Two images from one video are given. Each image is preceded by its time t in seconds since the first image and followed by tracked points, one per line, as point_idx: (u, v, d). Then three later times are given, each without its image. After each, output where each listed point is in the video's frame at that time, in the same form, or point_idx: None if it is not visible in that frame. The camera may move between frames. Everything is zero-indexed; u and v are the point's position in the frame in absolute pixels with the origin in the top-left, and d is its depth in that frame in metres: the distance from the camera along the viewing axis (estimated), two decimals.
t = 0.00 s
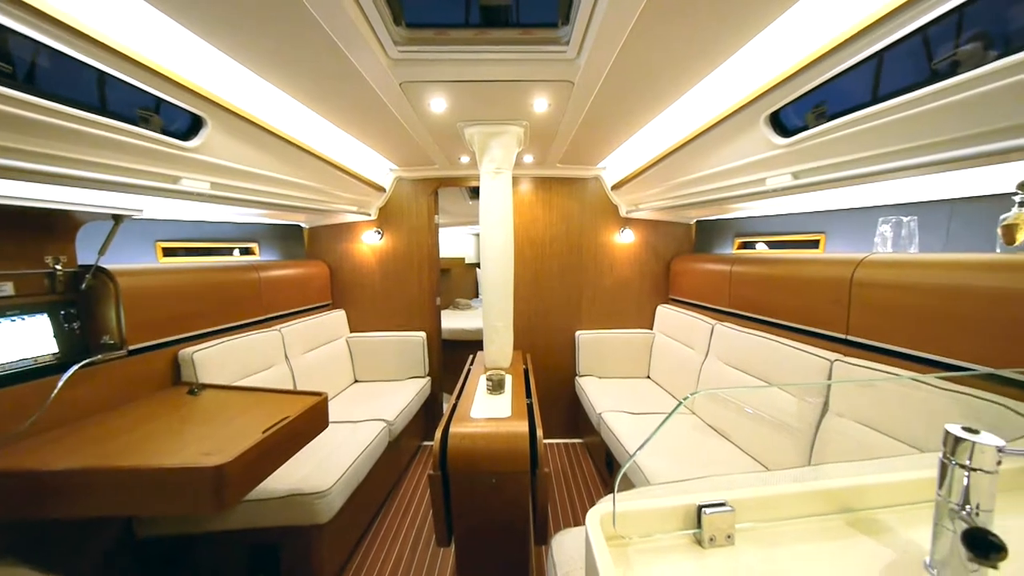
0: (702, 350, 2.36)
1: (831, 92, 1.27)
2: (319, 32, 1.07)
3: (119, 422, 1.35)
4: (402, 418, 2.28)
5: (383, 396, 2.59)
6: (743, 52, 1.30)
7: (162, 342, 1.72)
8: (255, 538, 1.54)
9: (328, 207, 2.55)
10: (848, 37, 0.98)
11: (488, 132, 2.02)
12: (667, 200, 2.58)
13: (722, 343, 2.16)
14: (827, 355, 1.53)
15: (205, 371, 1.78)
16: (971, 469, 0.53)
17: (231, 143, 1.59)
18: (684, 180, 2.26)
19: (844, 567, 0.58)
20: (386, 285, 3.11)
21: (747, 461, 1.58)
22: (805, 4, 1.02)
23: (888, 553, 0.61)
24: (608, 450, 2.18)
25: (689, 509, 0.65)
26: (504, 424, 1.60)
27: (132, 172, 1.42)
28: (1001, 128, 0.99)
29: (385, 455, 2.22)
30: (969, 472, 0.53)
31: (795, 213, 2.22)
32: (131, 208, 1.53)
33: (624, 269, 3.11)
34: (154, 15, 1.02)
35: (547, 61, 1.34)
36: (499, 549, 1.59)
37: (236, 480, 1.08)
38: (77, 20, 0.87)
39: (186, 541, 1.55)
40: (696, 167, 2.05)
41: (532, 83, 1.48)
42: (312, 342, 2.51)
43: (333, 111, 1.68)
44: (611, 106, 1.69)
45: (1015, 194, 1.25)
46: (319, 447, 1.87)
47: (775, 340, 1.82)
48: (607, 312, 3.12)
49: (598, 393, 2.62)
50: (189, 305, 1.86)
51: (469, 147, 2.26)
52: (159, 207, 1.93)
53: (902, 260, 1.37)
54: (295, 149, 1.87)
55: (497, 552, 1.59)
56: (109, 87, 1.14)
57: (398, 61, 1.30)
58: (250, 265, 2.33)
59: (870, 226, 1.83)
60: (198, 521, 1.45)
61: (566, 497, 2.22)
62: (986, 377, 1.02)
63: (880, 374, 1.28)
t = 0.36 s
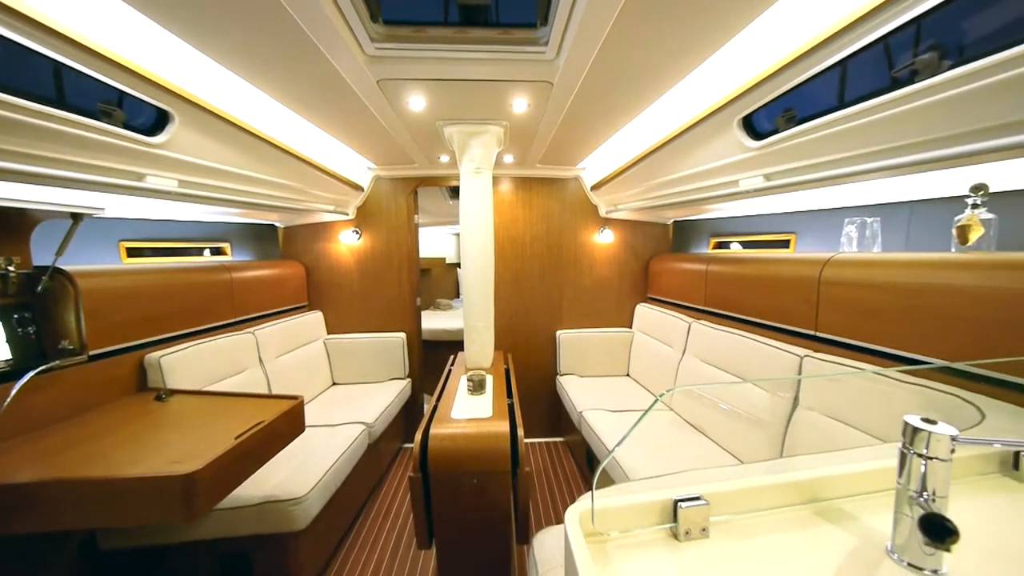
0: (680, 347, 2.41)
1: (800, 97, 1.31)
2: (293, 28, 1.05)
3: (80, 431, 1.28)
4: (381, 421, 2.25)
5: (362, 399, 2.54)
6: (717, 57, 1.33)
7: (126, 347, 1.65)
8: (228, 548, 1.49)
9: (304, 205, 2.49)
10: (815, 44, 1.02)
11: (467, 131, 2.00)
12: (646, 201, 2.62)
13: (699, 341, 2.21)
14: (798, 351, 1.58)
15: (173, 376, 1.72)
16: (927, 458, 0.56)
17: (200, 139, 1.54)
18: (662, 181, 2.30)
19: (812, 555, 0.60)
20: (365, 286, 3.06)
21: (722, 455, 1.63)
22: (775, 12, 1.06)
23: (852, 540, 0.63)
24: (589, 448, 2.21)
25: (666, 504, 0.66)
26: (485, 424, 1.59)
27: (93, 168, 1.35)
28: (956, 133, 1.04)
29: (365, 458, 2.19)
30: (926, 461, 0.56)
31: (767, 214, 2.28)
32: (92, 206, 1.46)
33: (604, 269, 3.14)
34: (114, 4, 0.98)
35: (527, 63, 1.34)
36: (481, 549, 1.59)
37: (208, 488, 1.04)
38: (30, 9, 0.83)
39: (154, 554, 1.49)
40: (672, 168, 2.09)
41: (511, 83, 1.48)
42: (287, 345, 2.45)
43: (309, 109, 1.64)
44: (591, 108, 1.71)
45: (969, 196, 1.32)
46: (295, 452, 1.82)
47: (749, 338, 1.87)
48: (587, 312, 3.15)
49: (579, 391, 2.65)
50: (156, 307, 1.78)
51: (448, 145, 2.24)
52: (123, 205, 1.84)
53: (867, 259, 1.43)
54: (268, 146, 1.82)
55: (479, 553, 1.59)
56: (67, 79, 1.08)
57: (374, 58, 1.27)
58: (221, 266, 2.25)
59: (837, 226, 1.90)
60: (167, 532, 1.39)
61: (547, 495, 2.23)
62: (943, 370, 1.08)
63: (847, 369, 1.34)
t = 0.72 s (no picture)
0: (657, 345, 2.45)
1: (770, 101, 1.35)
2: (264, 21, 1.01)
3: (34, 442, 1.22)
4: (360, 423, 2.21)
5: (341, 402, 2.50)
6: (691, 60, 1.36)
7: (86, 352, 1.57)
8: (198, 559, 1.44)
9: (278, 204, 2.42)
10: (785, 50, 1.05)
11: (446, 130, 1.99)
12: (624, 201, 2.66)
13: (675, 339, 2.26)
14: (769, 347, 1.63)
15: (139, 381, 1.65)
16: (887, 448, 0.59)
17: (167, 135, 1.48)
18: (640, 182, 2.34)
19: (783, 544, 0.62)
20: (343, 286, 3.01)
21: (698, 450, 1.67)
22: (747, 18, 1.09)
23: (819, 528, 0.66)
24: (569, 445, 2.23)
25: (643, 499, 0.67)
26: (466, 425, 1.58)
27: (49, 164, 1.28)
28: (914, 139, 1.10)
29: (343, 462, 2.15)
30: (886, 451, 0.59)
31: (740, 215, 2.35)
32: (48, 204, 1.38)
33: (583, 269, 3.17)
34: None
35: (506, 62, 1.34)
36: (462, 551, 1.58)
37: (176, 498, 1.01)
38: None
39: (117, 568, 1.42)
40: (650, 170, 2.13)
41: (491, 82, 1.48)
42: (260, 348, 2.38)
43: (283, 105, 1.59)
44: (570, 108, 1.72)
45: (927, 198, 1.39)
46: (270, 458, 1.77)
47: (723, 335, 1.92)
48: (568, 311, 3.17)
49: (560, 390, 2.67)
50: (120, 310, 1.70)
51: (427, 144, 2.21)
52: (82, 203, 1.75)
53: (833, 258, 1.49)
54: (240, 143, 1.76)
55: (460, 554, 1.58)
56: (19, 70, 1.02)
57: (351, 54, 1.25)
58: (190, 266, 2.17)
59: (805, 227, 1.97)
60: (133, 545, 1.34)
61: (528, 494, 2.24)
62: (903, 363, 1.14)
63: (815, 364, 1.39)
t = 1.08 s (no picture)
0: (635, 343, 2.50)
1: (740, 106, 1.40)
2: (233, 14, 0.98)
3: None
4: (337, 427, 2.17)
5: (316, 406, 2.44)
6: (666, 63, 1.38)
7: (40, 358, 1.48)
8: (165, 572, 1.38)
9: (250, 203, 2.35)
10: (753, 56, 1.08)
11: (424, 129, 1.97)
12: (602, 202, 2.69)
13: (652, 337, 2.30)
14: (741, 344, 1.68)
15: (99, 388, 1.57)
16: (850, 438, 0.61)
17: (129, 130, 1.41)
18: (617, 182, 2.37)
19: (753, 535, 0.64)
20: (318, 287, 2.94)
21: (674, 445, 1.71)
22: (719, 23, 1.11)
23: (787, 518, 0.68)
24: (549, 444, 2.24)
25: (620, 495, 0.68)
26: (446, 427, 1.57)
27: None
28: (874, 143, 1.16)
29: (319, 467, 2.10)
30: (848, 442, 0.62)
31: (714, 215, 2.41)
32: None
33: (562, 268, 3.20)
34: None
35: (483, 62, 1.33)
36: (443, 553, 1.57)
37: (140, 510, 0.96)
38: None
39: None
40: (626, 170, 2.17)
41: (469, 81, 1.47)
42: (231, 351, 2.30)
43: (253, 101, 1.54)
44: (548, 109, 1.73)
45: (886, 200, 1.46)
46: (242, 465, 1.71)
47: (698, 332, 1.97)
48: (547, 311, 3.19)
49: (540, 389, 2.68)
50: (77, 314, 1.62)
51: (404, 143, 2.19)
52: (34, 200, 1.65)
53: (800, 257, 1.55)
54: (208, 140, 1.70)
55: (441, 556, 1.57)
56: None
57: (325, 50, 1.22)
58: (154, 267, 2.07)
59: (775, 227, 2.04)
60: (93, 561, 1.27)
61: (509, 494, 2.24)
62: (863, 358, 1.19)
63: (785, 360, 1.44)
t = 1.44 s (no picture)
0: (613, 342, 2.53)
1: (712, 109, 1.44)
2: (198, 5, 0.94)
3: None
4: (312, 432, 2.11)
5: (290, 410, 2.37)
6: (641, 66, 1.41)
7: None
8: None
9: (218, 201, 2.26)
10: (724, 60, 1.11)
11: (399, 127, 1.94)
12: (580, 202, 2.71)
13: (629, 335, 2.34)
14: (714, 341, 1.73)
15: (53, 397, 1.48)
16: (813, 430, 0.64)
17: (86, 124, 1.34)
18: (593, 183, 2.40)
19: (723, 526, 0.66)
20: (291, 289, 2.86)
21: (651, 442, 1.74)
22: (692, 28, 1.14)
23: (756, 509, 0.70)
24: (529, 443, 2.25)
25: (596, 492, 0.69)
26: (425, 428, 1.55)
27: None
28: (837, 146, 1.21)
29: (293, 472, 2.04)
30: (812, 433, 0.64)
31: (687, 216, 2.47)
32: None
33: (541, 268, 3.21)
34: None
35: (461, 61, 1.33)
36: (422, 556, 1.55)
37: (100, 524, 0.91)
38: None
39: None
40: (603, 171, 2.19)
41: (446, 80, 1.46)
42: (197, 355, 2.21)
43: (220, 96, 1.49)
44: (526, 109, 1.73)
45: (848, 202, 1.52)
46: (211, 473, 1.65)
47: (673, 330, 2.01)
48: (526, 310, 3.20)
49: (519, 388, 2.69)
50: (28, 318, 1.52)
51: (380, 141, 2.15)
52: None
53: (769, 257, 1.61)
54: (173, 135, 1.63)
55: (419, 559, 1.55)
56: None
57: (297, 45, 1.19)
58: (114, 268, 1.97)
59: (745, 227, 2.11)
60: None
61: (489, 495, 2.24)
62: (827, 353, 1.25)
63: (755, 356, 1.48)
